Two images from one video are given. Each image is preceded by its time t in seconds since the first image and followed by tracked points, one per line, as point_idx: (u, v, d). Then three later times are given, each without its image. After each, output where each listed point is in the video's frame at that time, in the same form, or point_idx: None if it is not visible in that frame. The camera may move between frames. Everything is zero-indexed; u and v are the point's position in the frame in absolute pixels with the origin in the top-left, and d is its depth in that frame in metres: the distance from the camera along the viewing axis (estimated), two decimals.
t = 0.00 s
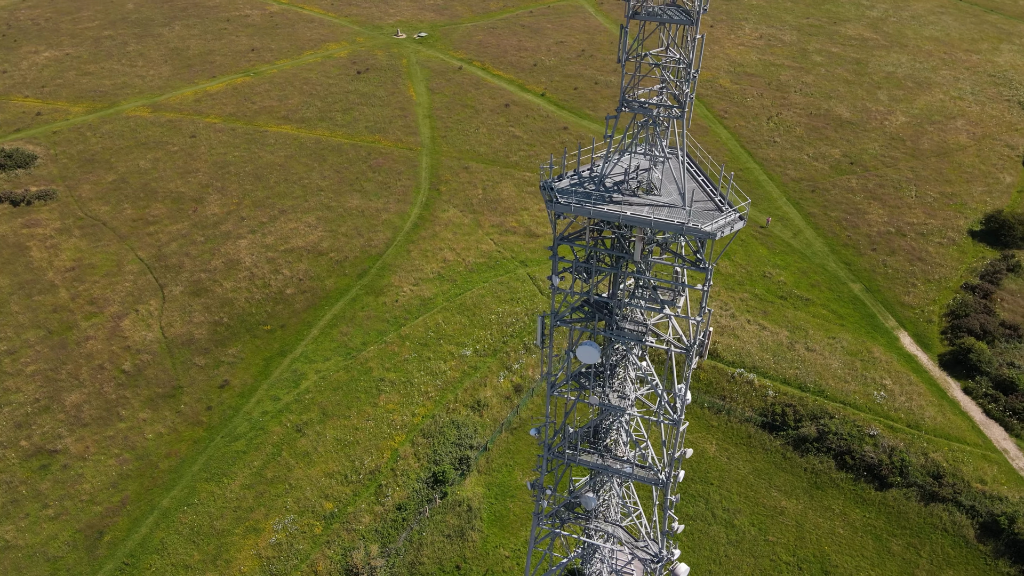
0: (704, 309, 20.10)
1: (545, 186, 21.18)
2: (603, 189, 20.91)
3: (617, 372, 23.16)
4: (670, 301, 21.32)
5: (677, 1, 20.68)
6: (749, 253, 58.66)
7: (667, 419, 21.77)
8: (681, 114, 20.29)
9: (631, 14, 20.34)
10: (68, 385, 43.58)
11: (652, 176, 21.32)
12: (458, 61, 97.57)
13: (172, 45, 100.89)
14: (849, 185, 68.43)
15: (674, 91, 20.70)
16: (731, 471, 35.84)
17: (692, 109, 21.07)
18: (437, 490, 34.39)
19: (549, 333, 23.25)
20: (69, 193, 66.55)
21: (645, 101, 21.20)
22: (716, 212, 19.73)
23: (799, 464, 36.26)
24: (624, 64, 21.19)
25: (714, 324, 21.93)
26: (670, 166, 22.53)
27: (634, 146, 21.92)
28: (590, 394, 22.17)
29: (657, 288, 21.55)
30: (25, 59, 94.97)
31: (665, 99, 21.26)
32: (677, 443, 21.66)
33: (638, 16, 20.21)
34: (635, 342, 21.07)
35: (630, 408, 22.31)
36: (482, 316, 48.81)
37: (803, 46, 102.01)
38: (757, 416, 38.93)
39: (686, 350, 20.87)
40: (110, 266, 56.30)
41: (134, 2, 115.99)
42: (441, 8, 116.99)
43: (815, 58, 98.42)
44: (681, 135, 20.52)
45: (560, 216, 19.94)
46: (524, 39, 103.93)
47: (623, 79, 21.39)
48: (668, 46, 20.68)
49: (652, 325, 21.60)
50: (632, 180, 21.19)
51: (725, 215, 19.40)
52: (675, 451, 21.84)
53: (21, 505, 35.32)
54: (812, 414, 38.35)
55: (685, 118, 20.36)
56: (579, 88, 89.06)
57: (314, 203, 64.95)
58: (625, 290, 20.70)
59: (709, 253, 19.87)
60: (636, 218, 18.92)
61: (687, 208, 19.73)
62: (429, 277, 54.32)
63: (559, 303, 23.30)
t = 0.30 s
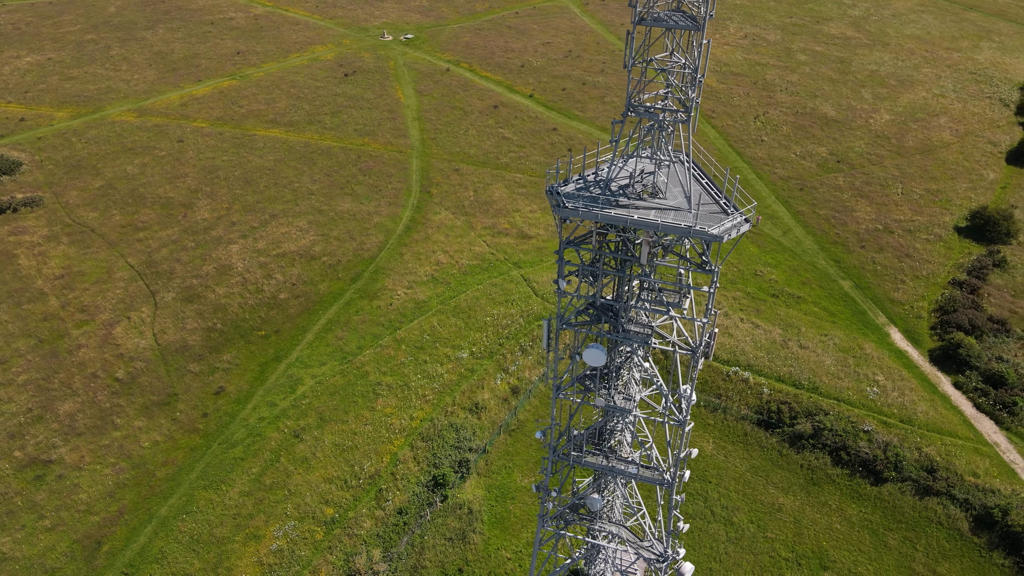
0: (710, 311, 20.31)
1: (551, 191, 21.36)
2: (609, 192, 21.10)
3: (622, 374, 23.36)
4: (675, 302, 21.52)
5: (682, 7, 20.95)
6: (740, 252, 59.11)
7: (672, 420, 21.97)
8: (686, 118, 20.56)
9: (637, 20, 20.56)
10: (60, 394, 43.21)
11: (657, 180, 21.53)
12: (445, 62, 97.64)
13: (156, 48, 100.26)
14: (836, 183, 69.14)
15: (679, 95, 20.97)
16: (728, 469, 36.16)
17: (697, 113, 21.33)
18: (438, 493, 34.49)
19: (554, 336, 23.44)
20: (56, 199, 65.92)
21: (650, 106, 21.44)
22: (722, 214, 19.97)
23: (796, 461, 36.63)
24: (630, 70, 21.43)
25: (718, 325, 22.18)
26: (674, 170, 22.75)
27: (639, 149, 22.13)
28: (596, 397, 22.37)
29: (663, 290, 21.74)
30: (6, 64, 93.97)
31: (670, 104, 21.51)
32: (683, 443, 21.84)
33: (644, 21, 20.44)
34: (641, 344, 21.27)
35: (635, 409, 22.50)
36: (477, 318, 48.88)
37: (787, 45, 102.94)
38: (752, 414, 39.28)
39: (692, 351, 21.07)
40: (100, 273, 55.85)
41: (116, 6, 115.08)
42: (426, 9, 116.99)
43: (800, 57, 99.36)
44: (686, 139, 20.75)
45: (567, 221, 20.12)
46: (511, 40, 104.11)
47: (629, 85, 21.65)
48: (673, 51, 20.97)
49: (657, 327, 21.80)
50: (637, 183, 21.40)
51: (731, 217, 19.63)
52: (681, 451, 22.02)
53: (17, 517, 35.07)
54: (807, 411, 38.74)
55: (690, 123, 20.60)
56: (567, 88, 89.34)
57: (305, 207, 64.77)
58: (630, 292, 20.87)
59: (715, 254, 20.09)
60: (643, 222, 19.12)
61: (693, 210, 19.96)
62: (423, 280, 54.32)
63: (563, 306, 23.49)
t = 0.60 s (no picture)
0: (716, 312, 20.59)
1: (558, 195, 21.59)
2: (615, 196, 21.36)
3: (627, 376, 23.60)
4: (681, 303, 21.75)
5: (687, 14, 21.31)
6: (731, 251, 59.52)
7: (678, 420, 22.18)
8: (693, 123, 20.80)
9: (643, 26, 20.91)
10: (54, 403, 42.86)
11: (663, 184, 21.79)
12: (433, 64, 97.65)
13: (140, 52, 99.59)
14: (824, 181, 69.83)
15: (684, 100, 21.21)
16: (726, 467, 36.48)
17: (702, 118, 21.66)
18: (439, 496, 34.60)
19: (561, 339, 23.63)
20: (43, 206, 65.31)
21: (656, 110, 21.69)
22: (727, 216, 20.24)
23: (792, 458, 36.99)
24: (637, 75, 21.66)
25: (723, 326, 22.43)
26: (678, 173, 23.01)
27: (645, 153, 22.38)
28: (602, 399, 22.62)
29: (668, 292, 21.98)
30: None
31: (675, 108, 21.77)
32: (688, 444, 22.03)
33: (650, 27, 20.79)
34: (646, 347, 21.54)
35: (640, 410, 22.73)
36: (472, 321, 48.94)
37: (771, 45, 103.78)
38: (748, 412, 39.63)
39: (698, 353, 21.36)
40: (90, 280, 55.40)
41: (98, 9, 114.15)
42: (412, 11, 116.89)
43: (784, 56, 100.25)
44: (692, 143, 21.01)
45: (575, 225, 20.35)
46: (498, 42, 104.26)
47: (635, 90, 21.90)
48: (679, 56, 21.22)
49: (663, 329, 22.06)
50: (643, 187, 21.64)
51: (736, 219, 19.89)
52: (686, 451, 22.17)
53: (13, 528, 34.83)
54: (802, 408, 39.14)
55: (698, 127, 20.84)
56: (554, 89, 89.61)
57: (296, 211, 64.58)
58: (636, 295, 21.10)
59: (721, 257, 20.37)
60: (651, 226, 19.33)
61: (699, 213, 20.22)
62: (417, 283, 54.32)
63: (569, 309, 23.70)
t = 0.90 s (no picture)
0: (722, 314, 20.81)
1: (564, 199, 21.71)
2: (621, 200, 21.53)
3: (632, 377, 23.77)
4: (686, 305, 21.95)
5: (692, 19, 21.49)
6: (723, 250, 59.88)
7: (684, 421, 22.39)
8: (700, 127, 21.02)
9: (650, 31, 21.00)
10: (47, 413, 42.50)
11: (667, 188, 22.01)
12: (420, 66, 97.63)
13: (124, 56, 98.90)
14: (812, 179, 70.50)
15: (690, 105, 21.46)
16: (723, 465, 36.78)
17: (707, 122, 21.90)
18: (439, 499, 34.69)
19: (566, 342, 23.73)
20: (30, 213, 64.71)
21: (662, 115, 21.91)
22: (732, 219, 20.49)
23: (788, 454, 37.34)
24: (643, 80, 21.85)
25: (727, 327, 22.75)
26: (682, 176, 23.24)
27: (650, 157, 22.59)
28: (608, 400, 22.80)
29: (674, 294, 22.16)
30: None
31: (680, 113, 21.99)
32: (694, 443, 22.24)
33: (657, 32, 20.87)
34: (652, 349, 21.73)
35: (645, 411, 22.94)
36: (468, 323, 49.01)
37: (757, 44, 104.62)
38: (744, 409, 39.93)
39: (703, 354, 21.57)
40: (80, 287, 54.96)
41: (80, 13, 113.20)
42: (398, 13, 116.80)
43: (770, 55, 101.09)
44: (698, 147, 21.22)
45: (582, 229, 20.47)
46: (485, 43, 104.39)
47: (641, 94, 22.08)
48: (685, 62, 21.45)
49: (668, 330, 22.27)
50: (648, 191, 21.83)
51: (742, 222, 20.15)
52: (691, 451, 22.40)
53: (10, 541, 34.57)
54: (797, 405, 39.49)
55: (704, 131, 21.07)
56: (543, 90, 89.86)
57: (288, 215, 64.35)
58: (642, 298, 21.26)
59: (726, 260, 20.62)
60: (659, 229, 19.52)
61: (704, 216, 20.44)
62: (411, 286, 54.32)
63: (574, 311, 23.88)
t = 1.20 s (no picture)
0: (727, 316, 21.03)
1: (571, 203, 21.91)
2: (627, 203, 21.75)
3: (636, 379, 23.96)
4: (692, 306, 22.16)
5: (697, 24, 21.75)
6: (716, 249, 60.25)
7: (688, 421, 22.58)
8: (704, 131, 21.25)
9: (656, 37, 21.40)
10: (41, 422, 42.14)
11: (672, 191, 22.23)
12: (408, 68, 97.58)
13: (108, 60, 98.16)
14: (801, 178, 71.14)
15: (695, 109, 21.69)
16: (721, 463, 37.08)
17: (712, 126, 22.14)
18: (440, 502, 34.72)
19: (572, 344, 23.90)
20: (17, 221, 64.10)
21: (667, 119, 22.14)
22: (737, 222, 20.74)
23: (785, 452, 37.69)
24: (648, 84, 22.08)
25: (732, 328, 22.94)
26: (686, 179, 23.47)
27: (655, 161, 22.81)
28: (613, 402, 22.99)
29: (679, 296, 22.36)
30: None
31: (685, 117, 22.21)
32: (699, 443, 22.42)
33: (663, 38, 21.24)
34: (658, 350, 21.93)
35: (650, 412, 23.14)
36: (464, 326, 49.09)
37: (742, 43, 105.38)
38: (740, 407, 40.25)
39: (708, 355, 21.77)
40: (70, 295, 54.52)
41: (61, 17, 112.19)
42: (384, 14, 116.73)
43: (755, 55, 101.92)
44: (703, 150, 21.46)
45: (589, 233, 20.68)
46: (472, 45, 104.50)
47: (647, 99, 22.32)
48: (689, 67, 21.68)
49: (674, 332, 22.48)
50: (653, 194, 22.04)
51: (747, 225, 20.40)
52: (696, 451, 22.60)
53: (7, 552, 34.29)
54: (792, 402, 39.86)
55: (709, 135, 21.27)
56: (532, 91, 90.10)
57: (279, 219, 64.16)
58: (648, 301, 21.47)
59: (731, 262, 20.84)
60: (666, 232, 19.73)
61: (709, 219, 20.67)
62: (405, 289, 54.30)
63: (580, 315, 24.09)
